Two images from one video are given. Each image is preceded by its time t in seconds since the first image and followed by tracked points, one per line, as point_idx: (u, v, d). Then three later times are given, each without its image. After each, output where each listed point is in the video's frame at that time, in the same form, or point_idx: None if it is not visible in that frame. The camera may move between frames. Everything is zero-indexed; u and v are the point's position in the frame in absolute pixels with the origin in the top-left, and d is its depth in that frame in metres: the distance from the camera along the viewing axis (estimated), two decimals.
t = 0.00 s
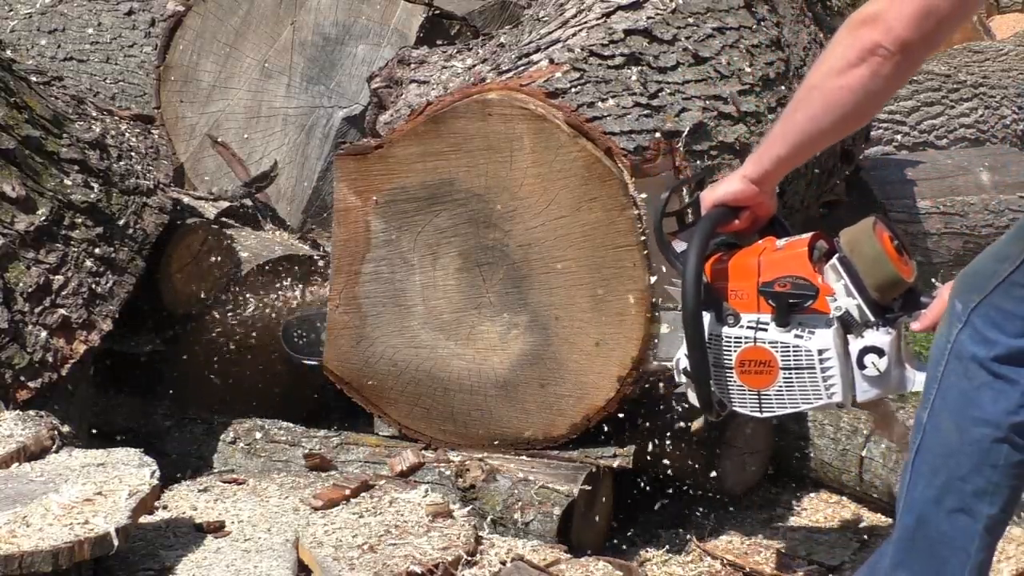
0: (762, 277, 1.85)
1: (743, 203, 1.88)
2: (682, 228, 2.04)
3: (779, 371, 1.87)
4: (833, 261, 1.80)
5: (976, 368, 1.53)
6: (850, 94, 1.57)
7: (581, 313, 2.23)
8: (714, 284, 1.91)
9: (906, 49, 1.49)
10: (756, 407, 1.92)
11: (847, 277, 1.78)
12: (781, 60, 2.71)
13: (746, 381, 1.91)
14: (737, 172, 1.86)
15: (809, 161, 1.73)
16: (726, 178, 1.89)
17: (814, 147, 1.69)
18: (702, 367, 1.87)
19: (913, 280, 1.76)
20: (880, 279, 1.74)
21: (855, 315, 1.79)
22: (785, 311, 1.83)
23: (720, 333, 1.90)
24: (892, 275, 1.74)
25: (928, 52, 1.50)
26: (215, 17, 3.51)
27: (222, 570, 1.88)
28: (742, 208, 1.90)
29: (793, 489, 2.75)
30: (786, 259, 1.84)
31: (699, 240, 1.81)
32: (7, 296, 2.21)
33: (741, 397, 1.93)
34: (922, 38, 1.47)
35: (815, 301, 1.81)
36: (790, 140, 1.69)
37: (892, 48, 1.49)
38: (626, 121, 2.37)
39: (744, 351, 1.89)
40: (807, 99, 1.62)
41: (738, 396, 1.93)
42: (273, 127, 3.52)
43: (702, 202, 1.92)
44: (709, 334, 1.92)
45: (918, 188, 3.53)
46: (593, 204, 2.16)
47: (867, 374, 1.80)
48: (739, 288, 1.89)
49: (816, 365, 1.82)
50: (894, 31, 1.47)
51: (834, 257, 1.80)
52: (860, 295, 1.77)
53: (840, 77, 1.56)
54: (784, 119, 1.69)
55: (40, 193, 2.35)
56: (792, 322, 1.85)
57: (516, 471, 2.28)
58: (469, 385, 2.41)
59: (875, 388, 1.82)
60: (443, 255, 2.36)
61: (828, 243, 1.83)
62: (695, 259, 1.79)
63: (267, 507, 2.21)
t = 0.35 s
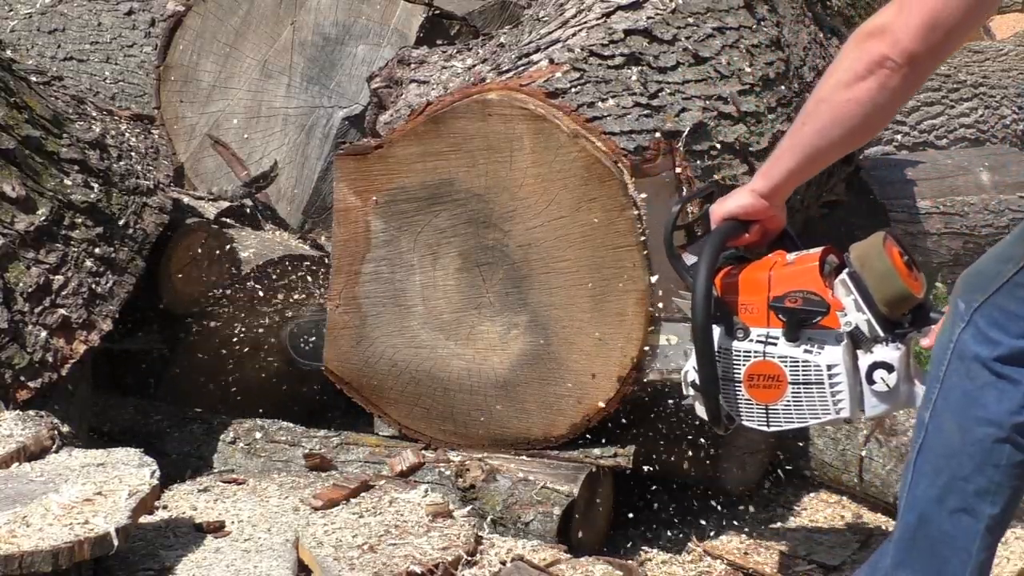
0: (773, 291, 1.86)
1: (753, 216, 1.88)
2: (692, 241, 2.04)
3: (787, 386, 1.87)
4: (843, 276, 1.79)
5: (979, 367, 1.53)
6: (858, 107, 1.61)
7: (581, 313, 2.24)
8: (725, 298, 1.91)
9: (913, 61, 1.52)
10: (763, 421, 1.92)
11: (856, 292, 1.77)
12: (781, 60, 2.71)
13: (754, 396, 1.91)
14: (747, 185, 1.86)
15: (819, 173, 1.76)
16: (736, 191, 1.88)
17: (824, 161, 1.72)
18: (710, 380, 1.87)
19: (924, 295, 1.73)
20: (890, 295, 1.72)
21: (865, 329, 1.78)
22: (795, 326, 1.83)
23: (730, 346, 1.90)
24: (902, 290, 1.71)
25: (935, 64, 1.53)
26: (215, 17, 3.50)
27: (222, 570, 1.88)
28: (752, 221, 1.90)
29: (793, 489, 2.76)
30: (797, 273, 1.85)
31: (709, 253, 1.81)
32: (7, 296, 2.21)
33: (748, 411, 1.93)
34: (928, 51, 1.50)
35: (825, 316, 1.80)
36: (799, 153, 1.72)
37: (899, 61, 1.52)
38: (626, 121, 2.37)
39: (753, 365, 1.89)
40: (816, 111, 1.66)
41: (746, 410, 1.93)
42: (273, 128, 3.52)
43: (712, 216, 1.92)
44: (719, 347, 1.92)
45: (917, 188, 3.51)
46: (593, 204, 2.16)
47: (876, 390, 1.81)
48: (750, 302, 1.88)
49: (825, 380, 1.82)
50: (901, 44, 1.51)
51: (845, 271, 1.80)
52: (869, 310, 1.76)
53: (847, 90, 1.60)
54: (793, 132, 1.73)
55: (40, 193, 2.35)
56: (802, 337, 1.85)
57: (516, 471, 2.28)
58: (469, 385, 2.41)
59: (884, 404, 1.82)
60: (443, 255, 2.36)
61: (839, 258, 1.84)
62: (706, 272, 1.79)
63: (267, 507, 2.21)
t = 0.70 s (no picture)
0: (775, 306, 1.85)
1: (756, 231, 1.87)
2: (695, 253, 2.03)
3: (788, 402, 1.88)
4: (845, 292, 1.79)
5: (976, 365, 1.53)
6: (863, 120, 1.57)
7: (581, 312, 2.24)
8: (727, 312, 1.91)
9: (918, 75, 1.49)
10: (764, 435, 1.94)
11: (859, 309, 1.77)
12: (781, 61, 2.71)
13: (755, 410, 1.92)
14: (750, 199, 1.84)
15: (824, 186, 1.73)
16: (739, 205, 1.87)
17: (827, 174, 1.68)
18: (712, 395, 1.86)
19: (926, 312, 1.72)
20: (892, 311, 1.71)
21: (866, 346, 1.78)
22: (797, 341, 1.82)
23: (733, 361, 1.91)
24: (904, 307, 1.70)
25: (940, 77, 1.50)
26: (215, 17, 3.50)
27: (221, 570, 1.88)
28: (755, 235, 1.89)
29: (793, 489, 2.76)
30: (799, 289, 1.84)
31: (712, 268, 1.80)
32: (7, 296, 2.21)
33: (750, 425, 1.94)
34: (933, 64, 1.47)
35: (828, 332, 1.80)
36: (803, 166, 1.68)
37: (903, 74, 1.49)
38: (626, 121, 2.36)
39: (754, 381, 1.90)
40: (819, 124, 1.63)
41: (747, 424, 1.95)
42: (273, 128, 3.52)
43: (714, 230, 1.91)
44: (721, 362, 1.92)
45: (917, 187, 3.49)
46: (593, 204, 2.17)
47: (877, 407, 1.81)
48: (752, 316, 1.88)
49: (825, 397, 1.83)
50: (905, 57, 1.48)
51: (846, 288, 1.80)
52: (872, 326, 1.76)
53: (851, 103, 1.56)
54: (796, 146, 1.69)
55: (40, 194, 2.35)
56: (803, 352, 1.85)
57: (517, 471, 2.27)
58: (469, 385, 2.41)
59: (884, 421, 1.83)
60: (443, 255, 2.36)
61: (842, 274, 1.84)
62: (709, 286, 1.79)
63: (267, 507, 2.21)
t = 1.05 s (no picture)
0: (781, 320, 1.84)
1: (761, 245, 1.86)
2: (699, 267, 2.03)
3: (793, 416, 1.87)
4: (850, 308, 1.78)
5: (977, 361, 1.53)
6: (870, 133, 1.57)
7: (580, 312, 2.24)
8: (732, 326, 1.90)
9: (925, 88, 1.49)
10: (768, 449, 1.93)
11: (864, 324, 1.77)
12: (781, 61, 2.71)
13: (760, 425, 1.91)
14: (756, 213, 1.83)
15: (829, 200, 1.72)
16: (745, 218, 1.86)
17: (834, 188, 1.68)
18: (716, 407, 1.87)
19: (931, 327, 1.73)
20: (897, 327, 1.72)
21: (871, 361, 1.79)
22: (803, 356, 1.82)
23: (738, 375, 1.90)
24: (910, 322, 1.71)
25: (947, 91, 1.50)
26: (215, 17, 3.50)
27: (221, 570, 1.88)
28: (761, 249, 1.88)
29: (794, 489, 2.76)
30: (805, 303, 1.83)
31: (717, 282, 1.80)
32: (7, 296, 2.21)
33: (754, 439, 1.94)
34: (941, 77, 1.47)
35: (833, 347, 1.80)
36: (809, 180, 1.68)
37: (911, 87, 1.49)
38: (626, 121, 2.35)
39: (759, 395, 1.89)
40: (826, 137, 1.62)
41: (751, 438, 1.94)
42: (273, 128, 3.52)
43: (720, 242, 1.90)
44: (726, 376, 1.92)
45: (918, 187, 3.49)
46: (592, 204, 2.17)
47: (881, 422, 1.82)
48: (758, 331, 1.88)
49: (830, 412, 1.83)
50: (913, 70, 1.48)
51: (852, 303, 1.79)
52: (877, 342, 1.76)
53: (859, 116, 1.56)
54: (803, 160, 1.69)
55: (40, 194, 2.35)
56: (808, 367, 1.85)
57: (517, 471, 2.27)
58: (469, 385, 2.41)
59: (889, 436, 1.83)
60: (443, 255, 2.36)
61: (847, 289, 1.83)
62: (715, 299, 1.80)
63: (267, 507, 2.21)
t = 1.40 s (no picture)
0: (790, 336, 1.86)
1: (771, 259, 1.86)
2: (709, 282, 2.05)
3: (801, 433, 1.89)
4: (858, 324, 1.81)
5: (977, 358, 1.53)
6: (878, 146, 1.57)
7: (580, 312, 2.25)
8: (741, 342, 1.91)
9: (933, 99, 1.48)
10: (776, 465, 1.94)
11: (873, 340, 1.79)
12: (781, 61, 2.71)
13: (767, 440, 1.92)
14: (765, 228, 1.84)
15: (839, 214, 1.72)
16: (756, 233, 1.86)
17: (844, 201, 1.68)
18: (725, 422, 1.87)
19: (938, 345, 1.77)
20: (906, 344, 1.76)
21: (880, 378, 1.81)
22: (812, 372, 1.84)
23: (747, 391, 1.91)
24: (918, 340, 1.75)
25: (956, 102, 1.49)
26: (215, 17, 3.50)
27: (221, 570, 1.88)
28: (770, 263, 1.89)
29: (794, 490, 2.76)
30: (814, 319, 1.85)
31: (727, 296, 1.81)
32: (7, 296, 2.21)
33: (762, 455, 1.95)
34: (948, 88, 1.46)
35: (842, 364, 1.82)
36: (818, 194, 1.68)
37: (918, 99, 1.49)
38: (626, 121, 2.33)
39: (767, 411, 1.90)
40: (835, 150, 1.63)
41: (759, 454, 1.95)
42: (273, 127, 3.52)
43: (730, 256, 1.90)
44: (735, 392, 1.93)
45: (918, 187, 3.49)
46: (592, 204, 2.17)
47: (889, 440, 1.84)
48: (767, 346, 1.89)
49: (839, 429, 1.84)
50: (920, 82, 1.47)
51: (861, 319, 1.81)
52: (886, 358, 1.79)
53: (867, 128, 1.56)
54: (812, 173, 1.69)
55: (40, 194, 2.35)
56: (817, 384, 1.86)
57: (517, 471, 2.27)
58: (469, 385, 2.41)
59: (897, 454, 1.85)
60: (443, 255, 2.36)
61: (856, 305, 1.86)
62: (723, 314, 1.81)
63: (267, 507, 2.21)
